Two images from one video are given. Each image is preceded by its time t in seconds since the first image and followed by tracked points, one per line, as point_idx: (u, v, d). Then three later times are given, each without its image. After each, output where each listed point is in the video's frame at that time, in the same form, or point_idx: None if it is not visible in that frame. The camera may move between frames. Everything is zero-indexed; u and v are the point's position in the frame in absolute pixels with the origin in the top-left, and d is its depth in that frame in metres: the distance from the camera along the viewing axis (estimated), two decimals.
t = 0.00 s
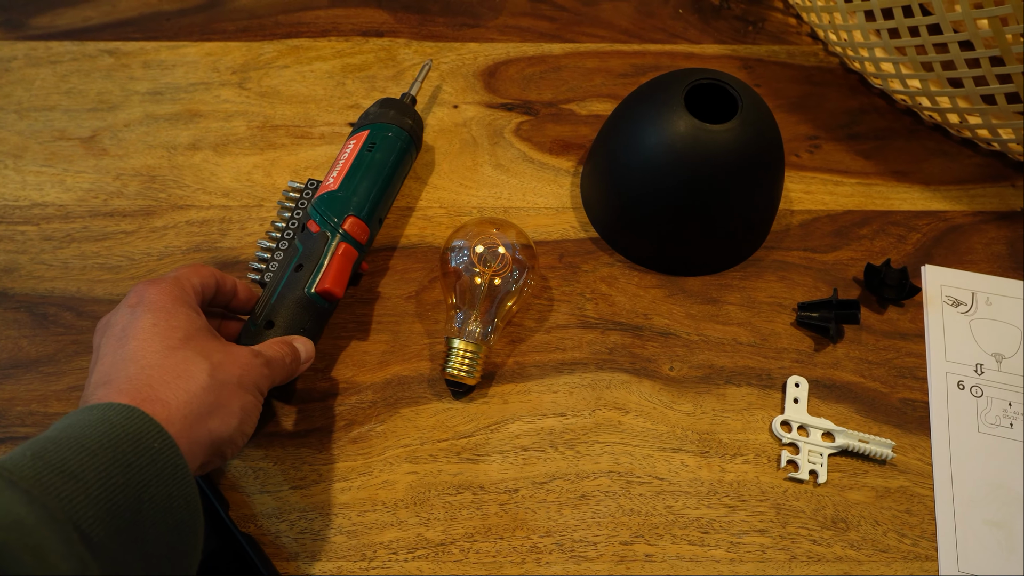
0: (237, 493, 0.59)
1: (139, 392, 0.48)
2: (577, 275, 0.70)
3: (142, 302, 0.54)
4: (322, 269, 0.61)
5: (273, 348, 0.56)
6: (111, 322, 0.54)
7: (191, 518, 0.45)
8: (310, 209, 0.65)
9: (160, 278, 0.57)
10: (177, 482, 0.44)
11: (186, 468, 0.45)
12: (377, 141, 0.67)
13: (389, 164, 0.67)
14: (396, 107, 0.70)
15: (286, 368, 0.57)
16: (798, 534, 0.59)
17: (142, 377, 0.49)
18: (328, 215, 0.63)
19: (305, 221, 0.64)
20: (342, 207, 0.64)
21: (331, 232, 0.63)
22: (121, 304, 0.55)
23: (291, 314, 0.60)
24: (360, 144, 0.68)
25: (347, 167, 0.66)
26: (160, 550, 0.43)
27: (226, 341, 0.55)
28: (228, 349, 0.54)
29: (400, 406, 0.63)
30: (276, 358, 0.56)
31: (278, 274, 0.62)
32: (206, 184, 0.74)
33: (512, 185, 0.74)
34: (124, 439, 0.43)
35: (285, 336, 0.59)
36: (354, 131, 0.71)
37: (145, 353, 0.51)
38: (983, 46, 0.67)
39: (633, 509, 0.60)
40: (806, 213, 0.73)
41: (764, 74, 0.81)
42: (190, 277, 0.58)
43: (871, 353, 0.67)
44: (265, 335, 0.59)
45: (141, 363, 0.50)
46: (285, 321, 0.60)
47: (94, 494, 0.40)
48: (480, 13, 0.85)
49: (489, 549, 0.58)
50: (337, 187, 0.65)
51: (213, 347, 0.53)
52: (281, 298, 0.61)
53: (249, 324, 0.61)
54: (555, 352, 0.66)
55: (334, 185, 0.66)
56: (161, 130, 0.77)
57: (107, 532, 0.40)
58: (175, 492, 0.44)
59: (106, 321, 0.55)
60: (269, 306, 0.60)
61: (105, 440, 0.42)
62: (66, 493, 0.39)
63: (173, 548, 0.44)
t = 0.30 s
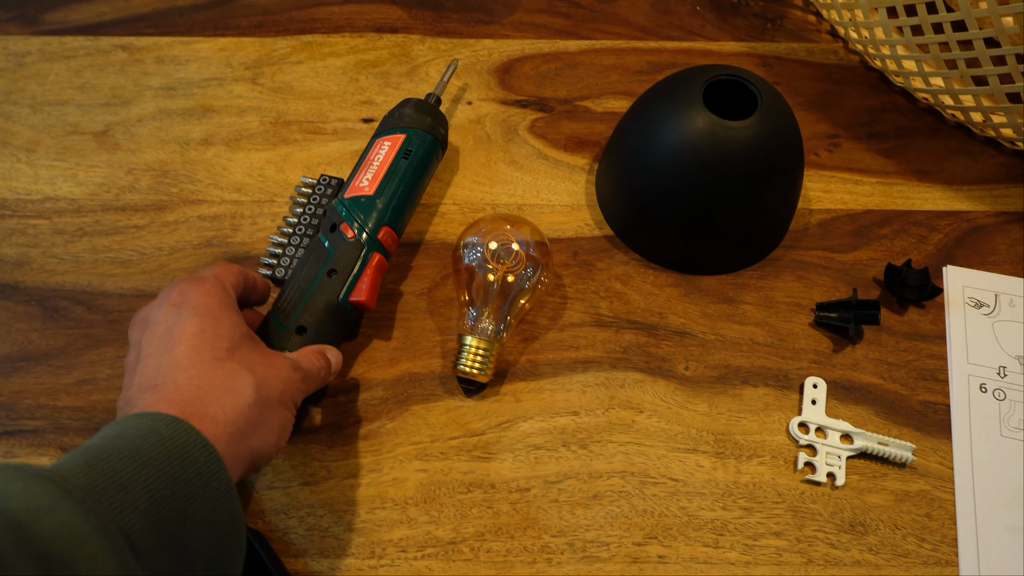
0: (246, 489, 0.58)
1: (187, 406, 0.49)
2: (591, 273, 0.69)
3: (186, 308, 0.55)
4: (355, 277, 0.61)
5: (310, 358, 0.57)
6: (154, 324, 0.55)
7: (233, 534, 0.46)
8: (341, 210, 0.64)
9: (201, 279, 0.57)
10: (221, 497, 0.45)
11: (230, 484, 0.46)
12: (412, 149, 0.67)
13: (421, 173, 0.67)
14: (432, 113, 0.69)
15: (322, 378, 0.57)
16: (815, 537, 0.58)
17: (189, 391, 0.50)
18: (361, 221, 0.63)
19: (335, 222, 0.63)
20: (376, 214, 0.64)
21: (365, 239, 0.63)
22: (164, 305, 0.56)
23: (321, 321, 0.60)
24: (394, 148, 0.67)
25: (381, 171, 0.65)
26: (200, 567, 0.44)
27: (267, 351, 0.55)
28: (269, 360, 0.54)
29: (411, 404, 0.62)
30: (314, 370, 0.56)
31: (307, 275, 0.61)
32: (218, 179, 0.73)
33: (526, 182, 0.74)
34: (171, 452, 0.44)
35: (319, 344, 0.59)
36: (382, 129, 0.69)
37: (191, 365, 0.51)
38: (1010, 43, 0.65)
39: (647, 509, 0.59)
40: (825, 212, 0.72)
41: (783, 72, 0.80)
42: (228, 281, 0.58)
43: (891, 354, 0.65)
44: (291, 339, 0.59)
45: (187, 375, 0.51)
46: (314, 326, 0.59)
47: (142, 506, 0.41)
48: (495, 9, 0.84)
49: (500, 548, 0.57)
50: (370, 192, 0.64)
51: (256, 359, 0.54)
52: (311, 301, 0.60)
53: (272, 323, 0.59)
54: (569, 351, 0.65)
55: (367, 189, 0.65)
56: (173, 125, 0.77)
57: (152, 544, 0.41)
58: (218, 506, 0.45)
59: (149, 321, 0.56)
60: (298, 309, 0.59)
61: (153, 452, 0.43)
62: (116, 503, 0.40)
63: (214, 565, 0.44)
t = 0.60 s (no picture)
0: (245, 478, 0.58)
1: (218, 407, 0.48)
2: (596, 263, 0.68)
3: (215, 299, 0.52)
4: (373, 272, 0.61)
5: (330, 357, 0.56)
6: (179, 313, 0.52)
7: (259, 541, 0.44)
8: (364, 198, 0.62)
9: (228, 268, 0.55)
10: (249, 502, 0.44)
11: (259, 488, 0.44)
12: (439, 147, 0.66)
13: (439, 171, 0.67)
14: (458, 112, 0.69)
15: (338, 377, 0.57)
16: (822, 531, 0.57)
17: (221, 392, 0.48)
18: (385, 214, 0.62)
19: (356, 209, 0.62)
20: (397, 208, 0.63)
21: (386, 233, 0.62)
22: (189, 292, 0.53)
23: (335, 313, 0.59)
24: (421, 142, 0.66)
25: (408, 164, 0.64)
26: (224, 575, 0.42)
27: (292, 350, 0.54)
28: (295, 360, 0.53)
29: (412, 393, 0.61)
30: (332, 368, 0.56)
31: (324, 263, 0.59)
32: (221, 167, 0.73)
33: (531, 171, 0.73)
34: (200, 453, 0.43)
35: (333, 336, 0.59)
36: (406, 116, 0.67)
37: (222, 363, 0.49)
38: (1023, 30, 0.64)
39: (651, 502, 0.58)
40: (834, 202, 0.71)
41: (792, 61, 0.79)
42: (252, 264, 0.57)
43: (901, 346, 0.64)
44: (304, 328, 0.58)
45: (219, 374, 0.49)
46: (330, 317, 0.59)
47: (171, 509, 0.40)
48: None
49: (502, 540, 0.56)
50: (396, 185, 0.63)
51: (283, 359, 0.53)
52: (329, 290, 0.59)
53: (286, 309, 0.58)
54: (573, 341, 0.64)
55: (392, 181, 0.63)
56: (176, 112, 0.76)
57: (179, 548, 0.40)
58: (246, 511, 0.43)
59: (171, 308, 0.52)
60: (315, 298, 0.58)
61: (182, 453, 0.42)
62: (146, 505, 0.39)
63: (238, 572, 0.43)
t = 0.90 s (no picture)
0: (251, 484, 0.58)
1: (208, 416, 0.48)
2: (598, 266, 0.68)
3: (204, 311, 0.53)
4: (370, 272, 0.61)
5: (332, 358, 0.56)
6: (172, 328, 0.53)
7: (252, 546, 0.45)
8: (356, 202, 0.62)
9: (220, 280, 0.55)
10: (241, 508, 0.44)
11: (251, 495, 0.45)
12: (429, 145, 0.66)
13: (435, 170, 0.67)
14: (450, 111, 0.69)
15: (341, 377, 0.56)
16: (826, 534, 0.57)
17: (210, 401, 0.48)
18: (377, 216, 0.62)
19: (349, 214, 0.62)
20: (391, 210, 0.63)
21: (380, 235, 0.62)
22: (182, 307, 0.53)
23: (335, 317, 0.59)
24: (412, 142, 0.65)
25: (399, 165, 0.64)
26: None
27: (286, 353, 0.54)
28: (289, 363, 0.53)
29: (416, 398, 0.62)
30: (335, 368, 0.56)
31: (320, 270, 0.60)
32: (223, 172, 0.73)
33: (533, 174, 0.73)
34: (193, 462, 0.44)
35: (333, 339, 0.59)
36: (397, 120, 0.67)
37: (212, 373, 0.50)
38: None
39: (655, 506, 0.58)
40: (836, 204, 0.71)
41: (794, 62, 0.79)
42: (245, 271, 0.57)
43: (904, 348, 0.64)
44: (304, 334, 0.58)
45: (208, 384, 0.49)
46: (328, 321, 0.59)
47: (163, 517, 0.41)
48: None
49: (507, 544, 0.56)
50: (387, 186, 0.63)
51: (275, 363, 0.52)
52: (326, 295, 0.59)
53: (286, 318, 0.59)
54: (576, 345, 0.64)
55: (384, 183, 0.63)
56: (178, 117, 0.76)
57: (172, 554, 0.41)
58: (238, 517, 0.44)
59: (165, 324, 0.53)
60: (312, 304, 0.59)
61: (175, 462, 0.43)
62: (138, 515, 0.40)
63: None
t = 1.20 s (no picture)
0: (248, 483, 0.58)
1: (195, 410, 0.49)
2: (596, 268, 0.68)
3: (195, 310, 0.53)
4: (361, 269, 0.61)
5: (324, 353, 0.56)
6: (162, 325, 0.54)
7: (238, 541, 0.45)
8: (346, 205, 0.64)
9: (211, 280, 0.56)
10: (227, 503, 0.45)
11: (238, 490, 0.45)
12: (416, 141, 0.66)
13: (426, 167, 0.67)
14: (436, 106, 0.69)
15: (334, 374, 0.57)
16: (820, 537, 0.57)
17: (198, 395, 0.49)
18: (366, 214, 0.63)
19: (340, 217, 0.63)
20: (380, 207, 0.63)
21: (369, 232, 0.62)
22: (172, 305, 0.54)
23: (329, 317, 0.59)
24: (398, 140, 0.66)
25: (385, 164, 0.65)
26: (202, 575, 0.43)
27: (276, 350, 0.54)
28: (278, 359, 0.54)
29: (413, 398, 0.62)
30: (329, 362, 0.56)
31: (312, 272, 0.61)
32: (223, 172, 0.73)
33: (532, 175, 0.73)
34: (180, 456, 0.44)
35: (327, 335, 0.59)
36: (386, 122, 0.68)
37: (201, 368, 0.51)
38: None
39: (650, 508, 0.58)
40: (834, 208, 0.71)
41: (793, 65, 0.79)
42: (237, 270, 0.58)
43: (901, 352, 0.65)
44: (298, 336, 0.59)
45: (196, 378, 0.50)
46: (323, 321, 0.59)
47: (148, 510, 0.41)
48: (502, 1, 0.83)
49: (502, 545, 0.57)
50: (374, 185, 0.64)
51: (265, 359, 0.53)
52: (318, 295, 0.59)
53: (283, 322, 0.59)
54: (573, 346, 0.64)
55: (371, 182, 0.64)
56: (178, 117, 0.76)
57: (156, 549, 0.41)
58: (224, 512, 0.45)
59: (156, 321, 0.54)
60: (305, 305, 0.59)
61: (161, 456, 0.43)
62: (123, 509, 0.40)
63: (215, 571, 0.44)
